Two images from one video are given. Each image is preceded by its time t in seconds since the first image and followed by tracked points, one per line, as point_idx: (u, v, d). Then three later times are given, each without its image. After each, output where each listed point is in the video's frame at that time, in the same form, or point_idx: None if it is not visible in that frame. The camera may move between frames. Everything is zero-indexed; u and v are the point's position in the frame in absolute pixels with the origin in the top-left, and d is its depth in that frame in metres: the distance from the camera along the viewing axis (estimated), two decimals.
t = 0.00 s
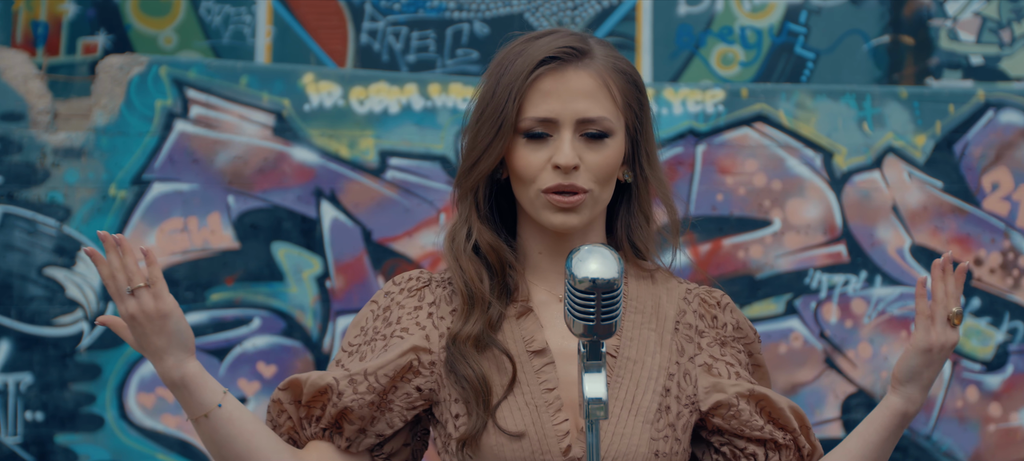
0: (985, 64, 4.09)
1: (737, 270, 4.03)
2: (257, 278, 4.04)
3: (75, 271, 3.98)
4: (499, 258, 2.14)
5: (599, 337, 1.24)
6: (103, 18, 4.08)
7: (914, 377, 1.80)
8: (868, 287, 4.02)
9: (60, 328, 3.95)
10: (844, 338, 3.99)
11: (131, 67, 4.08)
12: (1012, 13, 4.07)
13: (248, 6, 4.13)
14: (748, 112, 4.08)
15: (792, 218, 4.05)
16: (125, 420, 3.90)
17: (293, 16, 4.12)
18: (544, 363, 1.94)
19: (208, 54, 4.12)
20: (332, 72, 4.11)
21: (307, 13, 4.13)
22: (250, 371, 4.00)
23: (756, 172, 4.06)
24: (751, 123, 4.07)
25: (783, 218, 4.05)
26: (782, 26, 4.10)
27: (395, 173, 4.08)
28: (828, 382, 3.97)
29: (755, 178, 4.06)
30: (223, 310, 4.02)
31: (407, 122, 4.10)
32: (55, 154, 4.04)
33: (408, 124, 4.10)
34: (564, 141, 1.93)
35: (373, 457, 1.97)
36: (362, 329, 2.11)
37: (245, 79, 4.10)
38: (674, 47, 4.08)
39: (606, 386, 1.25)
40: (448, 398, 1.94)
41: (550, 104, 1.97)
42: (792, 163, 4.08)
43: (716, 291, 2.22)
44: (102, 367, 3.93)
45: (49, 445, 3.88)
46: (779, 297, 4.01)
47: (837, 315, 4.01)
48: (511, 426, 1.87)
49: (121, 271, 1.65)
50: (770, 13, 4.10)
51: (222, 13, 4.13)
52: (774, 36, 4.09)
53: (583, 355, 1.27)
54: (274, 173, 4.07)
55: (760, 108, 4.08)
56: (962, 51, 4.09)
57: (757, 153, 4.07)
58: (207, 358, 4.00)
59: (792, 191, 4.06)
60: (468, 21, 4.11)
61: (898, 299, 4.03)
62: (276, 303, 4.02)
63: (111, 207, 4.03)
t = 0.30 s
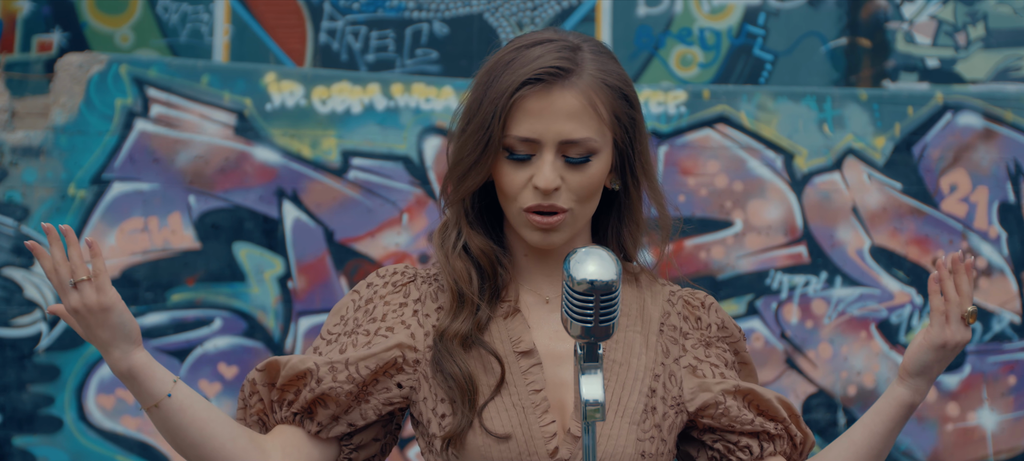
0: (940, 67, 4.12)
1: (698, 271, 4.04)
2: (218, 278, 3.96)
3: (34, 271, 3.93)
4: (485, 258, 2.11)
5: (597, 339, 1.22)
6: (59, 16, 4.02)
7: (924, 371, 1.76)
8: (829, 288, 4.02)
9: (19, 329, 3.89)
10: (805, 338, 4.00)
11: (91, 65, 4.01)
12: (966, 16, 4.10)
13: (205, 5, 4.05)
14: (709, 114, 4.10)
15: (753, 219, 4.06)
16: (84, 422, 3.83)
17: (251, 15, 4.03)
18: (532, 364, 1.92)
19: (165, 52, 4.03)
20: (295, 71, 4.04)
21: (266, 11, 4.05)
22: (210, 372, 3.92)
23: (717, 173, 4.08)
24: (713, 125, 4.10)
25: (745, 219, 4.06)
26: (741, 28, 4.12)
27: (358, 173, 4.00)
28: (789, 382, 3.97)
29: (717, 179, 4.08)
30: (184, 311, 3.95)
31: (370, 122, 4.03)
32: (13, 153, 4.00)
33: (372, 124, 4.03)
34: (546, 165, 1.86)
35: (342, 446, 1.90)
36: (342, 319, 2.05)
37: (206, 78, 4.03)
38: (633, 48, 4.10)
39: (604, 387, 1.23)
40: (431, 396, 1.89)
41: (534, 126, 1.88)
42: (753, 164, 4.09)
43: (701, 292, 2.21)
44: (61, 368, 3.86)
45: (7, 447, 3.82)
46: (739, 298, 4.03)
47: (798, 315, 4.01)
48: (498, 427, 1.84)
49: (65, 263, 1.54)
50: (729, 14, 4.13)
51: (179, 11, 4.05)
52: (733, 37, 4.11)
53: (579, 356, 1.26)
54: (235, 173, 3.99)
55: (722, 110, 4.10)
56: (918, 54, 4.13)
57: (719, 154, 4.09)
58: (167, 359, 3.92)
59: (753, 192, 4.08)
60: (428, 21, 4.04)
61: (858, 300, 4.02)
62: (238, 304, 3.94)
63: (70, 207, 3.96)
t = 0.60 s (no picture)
0: (905, 68, 4.20)
1: (667, 271, 4.08)
2: (185, 278, 3.89)
3: None
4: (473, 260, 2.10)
5: (593, 342, 1.22)
6: (21, 13, 3.95)
7: (926, 367, 1.80)
8: (796, 288, 4.08)
9: None
10: (772, 338, 4.05)
11: (56, 63, 3.94)
12: (930, 19, 4.19)
13: (169, 3, 3.97)
14: (677, 115, 4.14)
15: (721, 220, 4.11)
16: (50, 423, 3.76)
17: (216, 13, 3.97)
18: (521, 367, 1.91)
19: (129, 51, 3.96)
20: (263, 70, 3.98)
21: (231, 10, 3.98)
22: (178, 373, 3.85)
23: (686, 174, 4.13)
24: (681, 126, 4.14)
25: (713, 219, 4.11)
26: (707, 29, 4.16)
27: (326, 173, 3.95)
28: (756, 382, 4.02)
29: (685, 179, 4.13)
30: (151, 311, 3.87)
31: (339, 122, 3.98)
32: None
33: (340, 125, 3.98)
34: (521, 171, 1.85)
35: (326, 443, 1.87)
36: (328, 316, 2.03)
37: (173, 77, 3.96)
38: (599, 49, 4.12)
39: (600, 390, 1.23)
40: (420, 397, 1.88)
41: (508, 133, 1.88)
42: (721, 165, 4.14)
43: (687, 294, 2.23)
44: (25, 370, 3.78)
45: None
46: (707, 298, 4.07)
47: (765, 315, 4.07)
48: (488, 430, 1.83)
49: (40, 259, 1.50)
50: (695, 16, 4.16)
51: (142, 9, 3.96)
52: (699, 38, 4.16)
53: (575, 358, 1.26)
54: (203, 173, 3.92)
55: (690, 111, 4.15)
56: (882, 55, 4.21)
57: (687, 155, 4.14)
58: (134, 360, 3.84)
59: (721, 192, 4.12)
60: (394, 21, 4.00)
61: (825, 300, 4.08)
62: (205, 304, 3.87)
63: (35, 206, 3.89)
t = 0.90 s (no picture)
0: (877, 69, 4.26)
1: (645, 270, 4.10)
2: (160, 277, 3.83)
3: None
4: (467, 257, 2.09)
5: (591, 341, 1.21)
6: None
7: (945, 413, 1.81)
8: (771, 288, 4.12)
9: None
10: (747, 337, 4.09)
11: (30, 61, 3.86)
12: (902, 19, 4.26)
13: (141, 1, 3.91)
14: (653, 114, 4.17)
15: (696, 220, 4.14)
16: (23, 424, 3.69)
17: (188, 12, 3.92)
18: (515, 366, 1.91)
19: (101, 49, 3.89)
20: (238, 68, 3.93)
21: (204, 8, 3.93)
22: (153, 373, 3.79)
23: (662, 173, 4.16)
24: (657, 125, 4.17)
25: (688, 219, 4.14)
26: (680, 29, 4.19)
27: (302, 172, 3.91)
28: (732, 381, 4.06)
29: (661, 179, 4.16)
30: (125, 311, 3.80)
31: (315, 121, 3.94)
32: None
33: (316, 124, 3.95)
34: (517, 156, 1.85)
35: (316, 441, 1.85)
36: (321, 314, 2.01)
37: (148, 75, 3.90)
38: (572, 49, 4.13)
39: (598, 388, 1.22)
40: (414, 397, 1.86)
41: (502, 118, 1.89)
42: (696, 164, 4.17)
43: (680, 296, 2.23)
44: None
45: None
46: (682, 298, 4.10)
47: (741, 315, 4.10)
48: (482, 431, 1.83)
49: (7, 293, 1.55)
50: (669, 16, 4.19)
51: (115, 7, 3.91)
52: (673, 39, 4.19)
53: (572, 358, 1.25)
54: (179, 172, 3.87)
55: (666, 110, 4.18)
56: (855, 56, 4.27)
57: (663, 154, 4.17)
58: (109, 360, 3.78)
59: (697, 192, 4.16)
60: (368, 20, 3.99)
61: (800, 299, 4.12)
62: (180, 304, 3.81)
63: (8, 206, 3.80)
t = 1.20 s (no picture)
0: (863, 68, 4.29)
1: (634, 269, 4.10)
2: (147, 276, 3.79)
3: None
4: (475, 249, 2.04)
5: (601, 337, 1.21)
6: None
7: None
8: (758, 286, 4.14)
9: None
10: (735, 336, 4.11)
11: (16, 59, 3.82)
12: (887, 19, 4.29)
13: None
14: (642, 113, 4.17)
15: (684, 218, 4.15)
16: (10, 423, 3.66)
17: (173, 10, 3.89)
18: (523, 364, 1.88)
19: (85, 47, 3.85)
20: (225, 66, 3.90)
21: (188, 6, 3.91)
22: (140, 372, 3.73)
23: (650, 172, 4.16)
24: (645, 124, 4.18)
25: (676, 217, 4.15)
26: (666, 28, 4.21)
27: (290, 170, 3.88)
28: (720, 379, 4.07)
29: (650, 177, 4.16)
30: (113, 309, 3.76)
31: (302, 119, 3.92)
32: None
33: (303, 122, 3.92)
34: (536, 128, 1.86)
35: None
36: (335, 322, 2.01)
37: (135, 73, 3.86)
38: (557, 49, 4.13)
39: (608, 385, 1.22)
40: (424, 397, 1.85)
41: (522, 91, 1.90)
42: (684, 163, 4.18)
43: (693, 302, 2.21)
44: None
45: None
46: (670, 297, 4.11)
47: (728, 313, 4.12)
48: (487, 431, 1.79)
49: None
50: (654, 15, 4.20)
51: (99, 5, 3.87)
52: (659, 38, 4.20)
53: (583, 354, 1.25)
54: (165, 170, 3.83)
55: (654, 109, 4.18)
56: (840, 55, 4.30)
57: (652, 153, 4.18)
58: (96, 359, 3.72)
59: (684, 191, 4.17)
60: (354, 18, 3.97)
61: (788, 298, 4.14)
62: (167, 302, 3.78)
63: None
